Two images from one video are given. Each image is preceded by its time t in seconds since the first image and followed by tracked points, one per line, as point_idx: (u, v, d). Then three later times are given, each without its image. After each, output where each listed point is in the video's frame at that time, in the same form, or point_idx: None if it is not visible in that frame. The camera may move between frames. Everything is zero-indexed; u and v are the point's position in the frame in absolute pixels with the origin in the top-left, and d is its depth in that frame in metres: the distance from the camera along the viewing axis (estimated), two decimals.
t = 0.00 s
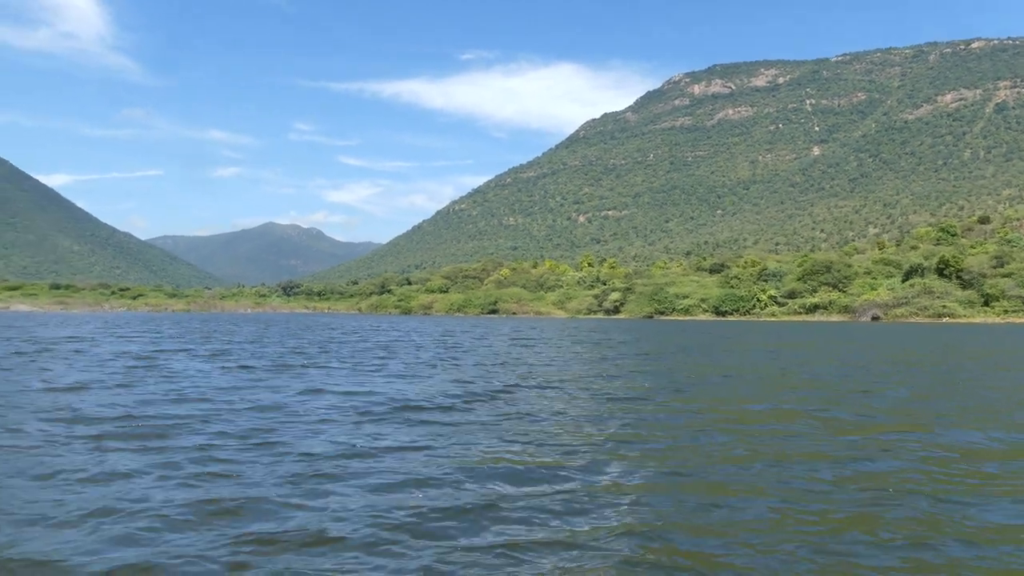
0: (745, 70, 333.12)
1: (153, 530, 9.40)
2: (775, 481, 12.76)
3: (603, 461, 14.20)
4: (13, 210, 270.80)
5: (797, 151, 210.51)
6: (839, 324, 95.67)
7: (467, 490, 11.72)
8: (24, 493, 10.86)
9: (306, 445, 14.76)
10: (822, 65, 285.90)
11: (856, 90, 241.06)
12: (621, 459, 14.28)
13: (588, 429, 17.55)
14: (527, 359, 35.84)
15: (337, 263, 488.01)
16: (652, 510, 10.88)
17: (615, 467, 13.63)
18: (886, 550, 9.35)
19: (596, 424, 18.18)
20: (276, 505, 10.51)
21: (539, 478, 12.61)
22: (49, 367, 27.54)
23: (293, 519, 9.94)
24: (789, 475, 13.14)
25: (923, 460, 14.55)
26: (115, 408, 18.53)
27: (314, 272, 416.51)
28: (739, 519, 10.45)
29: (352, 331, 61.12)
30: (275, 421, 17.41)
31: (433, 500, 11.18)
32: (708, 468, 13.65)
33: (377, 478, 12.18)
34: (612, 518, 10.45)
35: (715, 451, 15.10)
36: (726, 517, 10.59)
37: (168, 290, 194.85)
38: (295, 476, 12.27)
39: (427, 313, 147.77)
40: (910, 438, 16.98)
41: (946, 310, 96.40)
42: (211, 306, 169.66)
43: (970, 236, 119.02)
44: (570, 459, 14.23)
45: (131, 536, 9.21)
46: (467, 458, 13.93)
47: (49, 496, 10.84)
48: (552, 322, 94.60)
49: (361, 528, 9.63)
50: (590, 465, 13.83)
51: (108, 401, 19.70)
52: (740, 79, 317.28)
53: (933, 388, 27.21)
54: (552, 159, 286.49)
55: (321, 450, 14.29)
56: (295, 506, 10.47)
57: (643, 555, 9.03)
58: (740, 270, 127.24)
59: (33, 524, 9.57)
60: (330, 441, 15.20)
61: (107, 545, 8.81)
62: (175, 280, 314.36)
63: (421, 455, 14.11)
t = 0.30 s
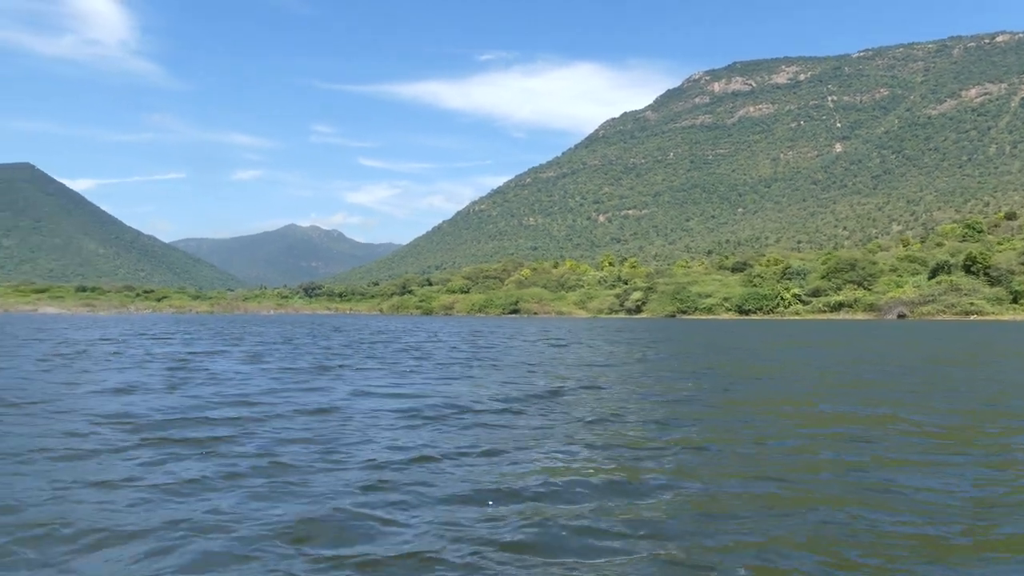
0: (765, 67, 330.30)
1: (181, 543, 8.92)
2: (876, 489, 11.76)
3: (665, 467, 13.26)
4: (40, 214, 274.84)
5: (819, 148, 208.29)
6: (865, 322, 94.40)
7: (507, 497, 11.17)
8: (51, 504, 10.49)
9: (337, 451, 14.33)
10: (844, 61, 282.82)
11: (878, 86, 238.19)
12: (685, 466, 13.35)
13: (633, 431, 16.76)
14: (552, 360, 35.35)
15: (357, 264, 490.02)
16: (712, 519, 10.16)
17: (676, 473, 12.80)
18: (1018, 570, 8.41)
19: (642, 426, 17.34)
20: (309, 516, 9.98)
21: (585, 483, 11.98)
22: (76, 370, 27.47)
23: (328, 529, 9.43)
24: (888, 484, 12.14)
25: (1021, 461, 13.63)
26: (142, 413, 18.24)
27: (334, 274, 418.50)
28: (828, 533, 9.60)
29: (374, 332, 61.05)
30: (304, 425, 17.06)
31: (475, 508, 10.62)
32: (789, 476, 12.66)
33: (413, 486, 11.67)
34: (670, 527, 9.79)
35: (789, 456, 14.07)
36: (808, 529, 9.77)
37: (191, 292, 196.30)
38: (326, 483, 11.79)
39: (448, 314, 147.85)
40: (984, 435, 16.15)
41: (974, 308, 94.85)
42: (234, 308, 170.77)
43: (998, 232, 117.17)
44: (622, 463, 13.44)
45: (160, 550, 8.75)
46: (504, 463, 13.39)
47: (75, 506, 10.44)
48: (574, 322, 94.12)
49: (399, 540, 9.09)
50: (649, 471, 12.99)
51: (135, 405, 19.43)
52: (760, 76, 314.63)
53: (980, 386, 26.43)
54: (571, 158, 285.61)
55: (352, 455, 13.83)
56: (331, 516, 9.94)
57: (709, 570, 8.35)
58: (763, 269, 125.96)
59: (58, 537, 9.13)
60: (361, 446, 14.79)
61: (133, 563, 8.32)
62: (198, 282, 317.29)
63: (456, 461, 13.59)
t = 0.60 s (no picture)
0: (796, 65, 325.82)
1: (240, 561, 8.46)
2: (987, 508, 10.97)
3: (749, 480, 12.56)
4: (77, 215, 279.70)
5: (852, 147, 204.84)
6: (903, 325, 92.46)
7: (573, 513, 10.56)
8: (103, 516, 10.06)
9: (383, 458, 13.83)
10: (877, 59, 277.93)
11: (913, 84, 233.78)
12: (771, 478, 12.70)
13: (696, 439, 16.05)
14: (586, 361, 34.84)
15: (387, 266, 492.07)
16: (804, 542, 9.45)
17: (764, 488, 12.07)
18: None
19: (705, 434, 16.60)
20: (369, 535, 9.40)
21: (658, 501, 11.22)
22: (114, 371, 27.33)
23: (391, 552, 8.82)
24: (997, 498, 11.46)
25: None
26: (184, 416, 17.91)
27: (364, 275, 420.74)
28: (952, 556, 8.91)
29: (404, 334, 60.79)
30: (349, 430, 16.58)
31: (543, 528, 9.96)
32: (886, 488, 12.02)
33: (467, 501, 11.07)
34: (764, 552, 9.10)
35: (877, 469, 13.40)
36: (930, 554, 9.01)
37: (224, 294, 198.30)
38: (376, 496, 11.24)
39: (478, 315, 147.66)
40: None
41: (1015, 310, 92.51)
42: (266, 309, 172.09)
43: None
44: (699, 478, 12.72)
45: (215, 571, 8.21)
46: (561, 475, 12.81)
47: (122, 518, 9.99)
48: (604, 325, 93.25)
49: (461, 559, 8.64)
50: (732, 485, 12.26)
51: (176, 407, 19.11)
52: (791, 75, 310.45)
53: None
54: (600, 159, 284.08)
55: (400, 464, 13.34)
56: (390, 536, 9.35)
57: None
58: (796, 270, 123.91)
59: (110, 553, 8.67)
60: (408, 454, 14.28)
61: None
62: (230, 283, 320.76)
63: (511, 472, 12.97)
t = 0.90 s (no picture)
0: (831, 66, 320.96)
1: None
2: None
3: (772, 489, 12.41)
4: (114, 216, 284.38)
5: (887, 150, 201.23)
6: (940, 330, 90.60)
7: (605, 527, 10.24)
8: (111, 525, 9.91)
9: (398, 465, 13.56)
10: (914, 60, 272.55)
11: (951, 85, 229.08)
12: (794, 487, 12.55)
13: (716, 447, 15.85)
14: (615, 365, 34.39)
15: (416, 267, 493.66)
16: (827, 561, 9.20)
17: (836, 505, 11.50)
18: None
19: (724, 441, 16.38)
20: (380, 549, 9.16)
21: (694, 517, 10.84)
22: (137, 371, 27.36)
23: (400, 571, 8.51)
24: (1022, 509, 11.42)
25: None
26: (200, 418, 17.75)
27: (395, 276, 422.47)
28: None
29: (432, 335, 60.63)
30: (365, 434, 16.33)
31: (561, 543, 9.68)
32: (971, 509, 11.34)
33: (484, 515, 10.76)
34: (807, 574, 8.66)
35: (901, 478, 13.24)
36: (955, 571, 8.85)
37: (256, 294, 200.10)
38: (390, 507, 10.98)
39: (508, 317, 147.42)
40: None
41: None
42: (299, 309, 173.37)
43: None
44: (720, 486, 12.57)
45: None
46: (607, 488, 12.38)
47: (131, 529, 9.80)
48: (634, 327, 92.19)
49: None
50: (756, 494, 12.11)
51: (194, 409, 18.99)
52: (825, 76, 305.88)
53: None
54: (630, 162, 282.37)
55: (416, 472, 13.08)
56: (399, 553, 9.07)
57: None
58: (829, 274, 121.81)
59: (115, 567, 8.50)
60: (443, 461, 13.96)
61: None
62: (262, 283, 324.04)
63: (528, 481, 12.68)
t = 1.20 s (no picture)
0: (859, 72, 317.39)
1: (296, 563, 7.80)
2: None
3: (804, 491, 11.54)
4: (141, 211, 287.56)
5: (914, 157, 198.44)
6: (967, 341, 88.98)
7: (631, 518, 9.72)
8: (121, 505, 9.56)
9: (412, 453, 13.13)
10: (944, 66, 268.76)
11: (981, 92, 225.65)
12: (827, 489, 11.74)
13: (740, 445, 14.99)
14: (634, 367, 33.85)
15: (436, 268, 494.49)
16: (853, 563, 8.45)
17: (881, 504, 10.90)
18: None
19: (746, 441, 15.53)
20: (386, 550, 8.18)
21: (723, 510, 10.31)
22: (144, 367, 26.64)
23: (386, 566, 7.74)
24: None
25: None
26: (194, 410, 17.06)
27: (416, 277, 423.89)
28: None
29: (451, 334, 60.33)
30: (376, 429, 15.36)
31: (588, 545, 8.65)
32: None
33: (502, 502, 10.29)
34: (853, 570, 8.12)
35: (940, 485, 12.40)
36: None
37: (278, 292, 201.06)
38: (403, 494, 10.54)
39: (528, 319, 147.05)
40: None
41: None
42: (320, 307, 174.19)
43: None
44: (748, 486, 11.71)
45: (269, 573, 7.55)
46: (629, 479, 11.86)
47: (139, 509, 9.42)
48: (654, 332, 91.33)
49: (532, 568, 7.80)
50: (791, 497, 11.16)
51: (198, 404, 18.14)
52: (853, 82, 302.55)
53: None
54: (654, 165, 280.96)
55: (427, 467, 12.10)
56: (386, 545, 8.30)
57: None
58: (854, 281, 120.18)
59: (92, 567, 7.52)
60: (457, 450, 13.54)
61: None
62: (285, 281, 326.22)
63: (549, 477, 11.75)
